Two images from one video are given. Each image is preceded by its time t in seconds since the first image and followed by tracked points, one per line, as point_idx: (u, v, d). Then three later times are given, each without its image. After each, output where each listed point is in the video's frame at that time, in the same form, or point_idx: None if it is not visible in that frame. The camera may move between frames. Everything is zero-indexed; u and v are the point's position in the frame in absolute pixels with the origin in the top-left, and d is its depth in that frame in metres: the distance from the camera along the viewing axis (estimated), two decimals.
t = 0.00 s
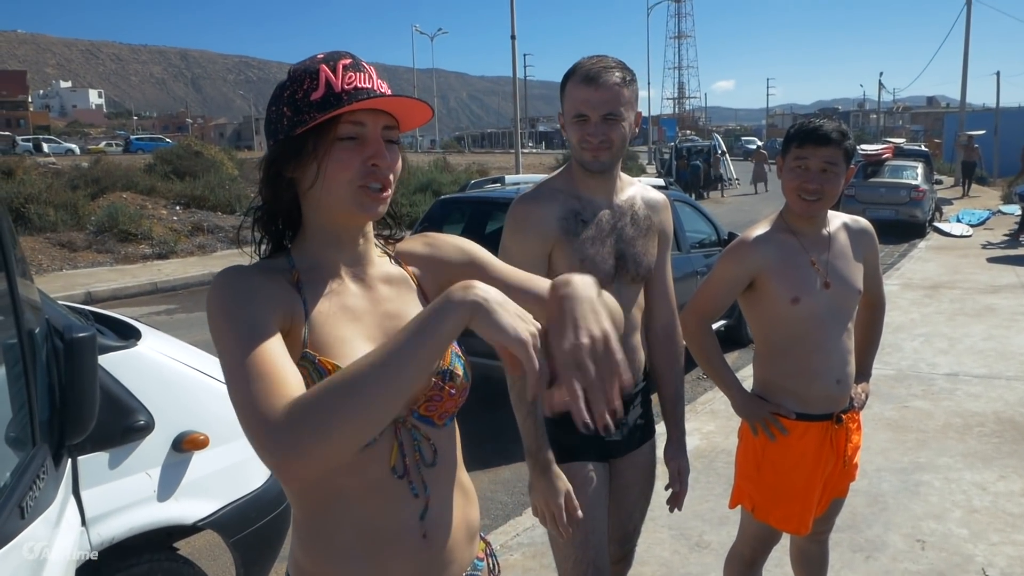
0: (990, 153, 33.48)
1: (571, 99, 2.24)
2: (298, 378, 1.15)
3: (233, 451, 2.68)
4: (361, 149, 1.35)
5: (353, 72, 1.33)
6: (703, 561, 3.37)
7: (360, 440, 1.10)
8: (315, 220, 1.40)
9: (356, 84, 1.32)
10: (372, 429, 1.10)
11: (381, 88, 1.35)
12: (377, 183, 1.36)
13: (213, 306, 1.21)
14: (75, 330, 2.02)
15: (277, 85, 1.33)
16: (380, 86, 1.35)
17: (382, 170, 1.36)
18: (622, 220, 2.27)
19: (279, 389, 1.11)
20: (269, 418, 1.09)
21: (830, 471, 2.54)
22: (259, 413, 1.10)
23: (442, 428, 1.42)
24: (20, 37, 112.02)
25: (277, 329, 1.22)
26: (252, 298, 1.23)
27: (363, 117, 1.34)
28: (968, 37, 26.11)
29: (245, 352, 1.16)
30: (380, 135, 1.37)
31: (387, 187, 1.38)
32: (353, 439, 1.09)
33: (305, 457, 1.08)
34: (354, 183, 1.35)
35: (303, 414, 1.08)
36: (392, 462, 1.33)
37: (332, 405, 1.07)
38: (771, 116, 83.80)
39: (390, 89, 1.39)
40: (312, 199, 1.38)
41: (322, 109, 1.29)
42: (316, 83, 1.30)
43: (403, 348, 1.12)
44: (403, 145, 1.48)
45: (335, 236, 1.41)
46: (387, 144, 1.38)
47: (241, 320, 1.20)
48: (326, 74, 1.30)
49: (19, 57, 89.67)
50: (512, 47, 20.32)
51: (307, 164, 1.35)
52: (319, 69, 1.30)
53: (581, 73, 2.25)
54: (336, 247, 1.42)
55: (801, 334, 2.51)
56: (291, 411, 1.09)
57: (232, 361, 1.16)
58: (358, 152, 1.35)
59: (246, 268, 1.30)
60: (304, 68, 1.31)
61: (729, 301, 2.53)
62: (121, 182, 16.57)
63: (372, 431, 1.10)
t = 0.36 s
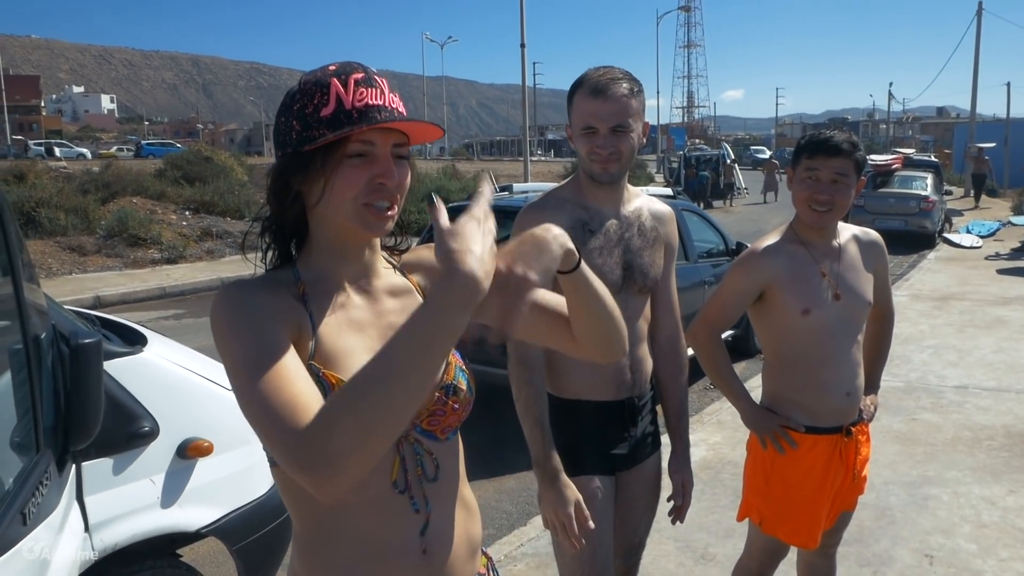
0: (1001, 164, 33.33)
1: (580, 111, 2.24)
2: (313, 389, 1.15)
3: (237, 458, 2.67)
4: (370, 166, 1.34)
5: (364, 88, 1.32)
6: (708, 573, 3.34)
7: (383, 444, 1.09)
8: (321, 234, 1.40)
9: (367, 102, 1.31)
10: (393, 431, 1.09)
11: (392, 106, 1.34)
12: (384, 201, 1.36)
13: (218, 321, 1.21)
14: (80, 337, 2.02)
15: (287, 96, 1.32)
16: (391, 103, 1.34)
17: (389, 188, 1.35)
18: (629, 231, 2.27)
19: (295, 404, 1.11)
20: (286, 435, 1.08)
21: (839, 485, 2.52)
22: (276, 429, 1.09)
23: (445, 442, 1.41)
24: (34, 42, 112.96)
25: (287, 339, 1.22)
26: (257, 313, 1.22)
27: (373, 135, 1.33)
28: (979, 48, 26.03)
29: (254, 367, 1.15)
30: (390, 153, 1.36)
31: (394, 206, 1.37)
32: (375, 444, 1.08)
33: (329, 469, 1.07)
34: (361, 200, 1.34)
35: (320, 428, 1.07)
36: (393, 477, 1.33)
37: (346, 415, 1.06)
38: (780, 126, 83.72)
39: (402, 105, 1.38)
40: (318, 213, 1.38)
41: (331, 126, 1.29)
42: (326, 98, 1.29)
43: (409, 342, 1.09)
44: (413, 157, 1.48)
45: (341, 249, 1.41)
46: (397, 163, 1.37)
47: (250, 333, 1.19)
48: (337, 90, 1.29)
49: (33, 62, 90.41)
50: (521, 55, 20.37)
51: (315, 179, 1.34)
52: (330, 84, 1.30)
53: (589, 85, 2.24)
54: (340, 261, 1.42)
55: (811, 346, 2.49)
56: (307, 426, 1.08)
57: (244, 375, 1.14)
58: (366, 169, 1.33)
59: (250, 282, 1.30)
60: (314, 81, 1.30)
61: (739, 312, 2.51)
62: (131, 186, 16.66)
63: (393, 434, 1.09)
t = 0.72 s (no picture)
0: (1015, 175, 33.11)
1: (597, 120, 2.24)
2: (340, 406, 1.17)
3: (245, 465, 2.67)
4: (380, 178, 1.34)
5: (375, 100, 1.33)
6: None
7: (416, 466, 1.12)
8: (327, 245, 1.40)
9: (378, 113, 1.32)
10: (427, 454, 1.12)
11: (403, 118, 1.35)
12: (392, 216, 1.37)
13: (231, 338, 1.21)
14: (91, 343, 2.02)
15: (297, 106, 1.32)
16: (402, 116, 1.35)
17: (400, 202, 1.36)
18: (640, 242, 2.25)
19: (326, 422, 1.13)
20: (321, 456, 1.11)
21: (854, 497, 2.49)
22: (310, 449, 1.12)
23: (450, 454, 1.41)
24: (50, 48, 114.02)
25: (301, 354, 1.23)
26: (272, 329, 1.23)
27: (383, 147, 1.34)
28: (993, 57, 25.89)
29: (277, 384, 1.16)
30: (399, 165, 1.36)
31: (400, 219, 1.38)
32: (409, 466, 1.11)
33: (363, 490, 1.10)
34: (370, 213, 1.34)
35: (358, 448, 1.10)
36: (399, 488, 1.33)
37: (384, 436, 1.09)
38: (792, 135, 83.51)
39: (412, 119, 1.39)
40: (326, 225, 1.38)
41: (342, 137, 1.29)
42: (338, 109, 1.30)
43: (449, 369, 1.13)
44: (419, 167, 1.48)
45: (347, 262, 1.41)
46: (406, 175, 1.37)
47: (263, 350, 1.19)
48: (348, 101, 1.29)
49: (49, 68, 91.30)
50: (533, 63, 20.40)
51: (325, 190, 1.34)
52: (342, 95, 1.30)
53: (605, 95, 2.27)
54: (345, 274, 1.41)
55: (826, 357, 2.48)
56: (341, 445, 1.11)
57: (272, 394, 1.16)
58: (376, 181, 1.34)
59: (256, 295, 1.30)
60: (326, 91, 1.31)
61: (755, 322, 2.50)
62: (144, 192, 16.75)
63: (426, 458, 1.12)
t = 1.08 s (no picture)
0: (1014, 186, 33.17)
1: (605, 132, 2.23)
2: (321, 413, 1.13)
3: (242, 475, 2.67)
4: (377, 171, 1.34)
5: (366, 99, 1.35)
6: None
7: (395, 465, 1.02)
8: (327, 248, 1.41)
9: (371, 109, 1.34)
10: (406, 452, 1.02)
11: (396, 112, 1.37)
12: (391, 208, 1.35)
13: (220, 349, 1.20)
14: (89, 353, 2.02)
15: (292, 113, 1.34)
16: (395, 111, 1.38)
17: (398, 193, 1.35)
18: (642, 253, 2.23)
19: (303, 430, 1.09)
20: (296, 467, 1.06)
21: (859, 507, 2.49)
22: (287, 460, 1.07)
23: (449, 467, 1.41)
24: (53, 56, 114.50)
25: (290, 362, 1.21)
26: (267, 338, 1.23)
27: (379, 140, 1.35)
28: (993, 70, 25.99)
29: (260, 395, 1.14)
30: (395, 159, 1.37)
31: (401, 212, 1.36)
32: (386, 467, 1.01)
33: (339, 494, 1.02)
34: (369, 205, 1.34)
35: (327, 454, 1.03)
36: (399, 501, 1.33)
37: (351, 439, 1.00)
38: (792, 146, 83.72)
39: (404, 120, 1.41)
40: (325, 228, 1.39)
41: (337, 131, 1.30)
42: (332, 108, 1.32)
43: (420, 362, 1.00)
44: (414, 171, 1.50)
45: (345, 268, 1.42)
46: (402, 168, 1.38)
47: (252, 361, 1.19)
48: (342, 100, 1.32)
49: (52, 76, 91.69)
50: (534, 73, 20.47)
51: (323, 188, 1.35)
52: (335, 96, 1.33)
53: (610, 107, 2.26)
54: (345, 281, 1.42)
55: (834, 368, 2.47)
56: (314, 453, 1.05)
57: (253, 406, 1.14)
58: (374, 173, 1.34)
59: (254, 304, 1.30)
60: (319, 95, 1.34)
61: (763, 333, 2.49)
62: (146, 200, 16.78)
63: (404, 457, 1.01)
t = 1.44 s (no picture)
0: (1010, 194, 33.28)
1: (609, 137, 2.25)
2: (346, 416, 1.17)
3: (239, 480, 2.67)
4: (374, 175, 1.36)
5: (360, 103, 1.37)
6: None
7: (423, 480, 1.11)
8: (325, 252, 1.41)
9: (364, 112, 1.35)
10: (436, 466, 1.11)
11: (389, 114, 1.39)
12: (390, 209, 1.36)
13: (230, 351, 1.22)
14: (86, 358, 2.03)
15: (286, 120, 1.36)
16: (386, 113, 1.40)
17: (396, 196, 1.37)
18: (638, 258, 2.28)
19: (334, 434, 1.13)
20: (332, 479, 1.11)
21: (862, 508, 2.51)
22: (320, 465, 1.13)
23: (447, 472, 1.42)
24: (50, 62, 114.59)
25: (301, 358, 1.24)
26: (273, 339, 1.25)
27: (374, 143, 1.36)
28: (989, 79, 26.12)
29: (280, 391, 1.17)
30: (392, 162, 1.39)
31: (401, 214, 1.38)
32: (415, 482, 1.10)
33: (370, 503, 1.10)
34: (368, 208, 1.35)
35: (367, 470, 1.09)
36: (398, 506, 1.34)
37: (385, 456, 1.08)
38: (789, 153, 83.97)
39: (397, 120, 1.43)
40: (323, 231, 1.39)
41: (332, 136, 1.32)
42: (326, 112, 1.34)
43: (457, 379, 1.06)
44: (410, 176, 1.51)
45: (345, 271, 1.42)
46: (399, 171, 1.40)
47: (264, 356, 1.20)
48: (335, 104, 1.34)
49: (50, 82, 91.71)
50: (533, 81, 20.51)
51: (320, 193, 1.36)
52: (328, 101, 1.34)
53: (614, 112, 2.28)
54: (344, 283, 1.43)
55: (839, 373, 2.48)
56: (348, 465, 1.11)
57: (272, 405, 1.16)
58: (371, 177, 1.36)
59: (255, 306, 1.31)
60: (312, 101, 1.35)
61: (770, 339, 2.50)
62: (143, 206, 16.76)
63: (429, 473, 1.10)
